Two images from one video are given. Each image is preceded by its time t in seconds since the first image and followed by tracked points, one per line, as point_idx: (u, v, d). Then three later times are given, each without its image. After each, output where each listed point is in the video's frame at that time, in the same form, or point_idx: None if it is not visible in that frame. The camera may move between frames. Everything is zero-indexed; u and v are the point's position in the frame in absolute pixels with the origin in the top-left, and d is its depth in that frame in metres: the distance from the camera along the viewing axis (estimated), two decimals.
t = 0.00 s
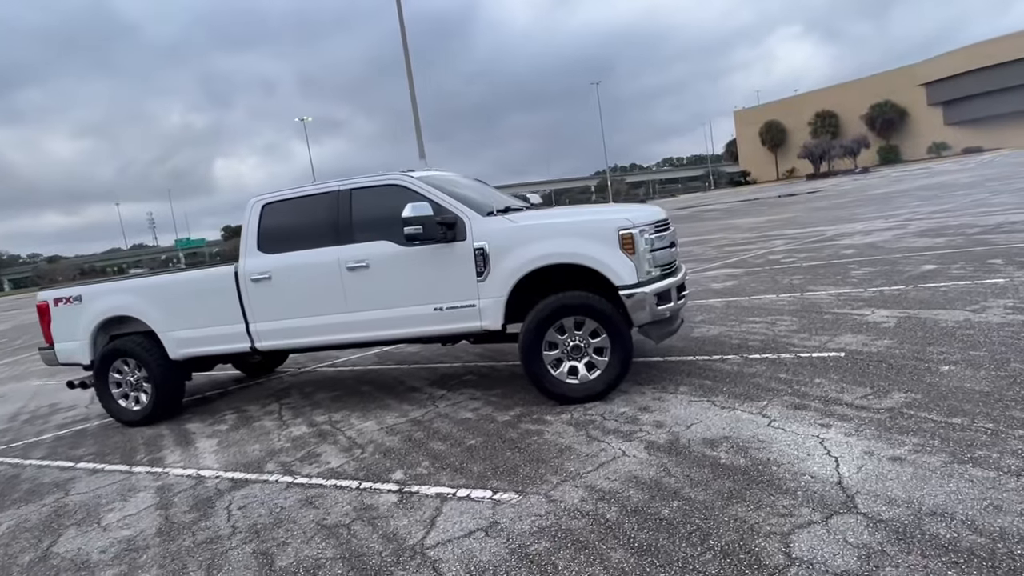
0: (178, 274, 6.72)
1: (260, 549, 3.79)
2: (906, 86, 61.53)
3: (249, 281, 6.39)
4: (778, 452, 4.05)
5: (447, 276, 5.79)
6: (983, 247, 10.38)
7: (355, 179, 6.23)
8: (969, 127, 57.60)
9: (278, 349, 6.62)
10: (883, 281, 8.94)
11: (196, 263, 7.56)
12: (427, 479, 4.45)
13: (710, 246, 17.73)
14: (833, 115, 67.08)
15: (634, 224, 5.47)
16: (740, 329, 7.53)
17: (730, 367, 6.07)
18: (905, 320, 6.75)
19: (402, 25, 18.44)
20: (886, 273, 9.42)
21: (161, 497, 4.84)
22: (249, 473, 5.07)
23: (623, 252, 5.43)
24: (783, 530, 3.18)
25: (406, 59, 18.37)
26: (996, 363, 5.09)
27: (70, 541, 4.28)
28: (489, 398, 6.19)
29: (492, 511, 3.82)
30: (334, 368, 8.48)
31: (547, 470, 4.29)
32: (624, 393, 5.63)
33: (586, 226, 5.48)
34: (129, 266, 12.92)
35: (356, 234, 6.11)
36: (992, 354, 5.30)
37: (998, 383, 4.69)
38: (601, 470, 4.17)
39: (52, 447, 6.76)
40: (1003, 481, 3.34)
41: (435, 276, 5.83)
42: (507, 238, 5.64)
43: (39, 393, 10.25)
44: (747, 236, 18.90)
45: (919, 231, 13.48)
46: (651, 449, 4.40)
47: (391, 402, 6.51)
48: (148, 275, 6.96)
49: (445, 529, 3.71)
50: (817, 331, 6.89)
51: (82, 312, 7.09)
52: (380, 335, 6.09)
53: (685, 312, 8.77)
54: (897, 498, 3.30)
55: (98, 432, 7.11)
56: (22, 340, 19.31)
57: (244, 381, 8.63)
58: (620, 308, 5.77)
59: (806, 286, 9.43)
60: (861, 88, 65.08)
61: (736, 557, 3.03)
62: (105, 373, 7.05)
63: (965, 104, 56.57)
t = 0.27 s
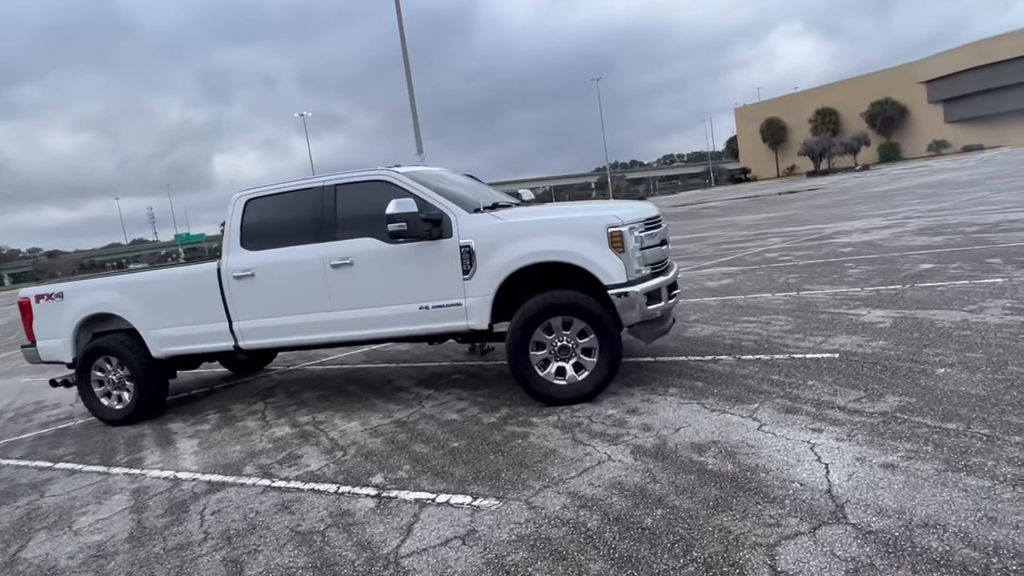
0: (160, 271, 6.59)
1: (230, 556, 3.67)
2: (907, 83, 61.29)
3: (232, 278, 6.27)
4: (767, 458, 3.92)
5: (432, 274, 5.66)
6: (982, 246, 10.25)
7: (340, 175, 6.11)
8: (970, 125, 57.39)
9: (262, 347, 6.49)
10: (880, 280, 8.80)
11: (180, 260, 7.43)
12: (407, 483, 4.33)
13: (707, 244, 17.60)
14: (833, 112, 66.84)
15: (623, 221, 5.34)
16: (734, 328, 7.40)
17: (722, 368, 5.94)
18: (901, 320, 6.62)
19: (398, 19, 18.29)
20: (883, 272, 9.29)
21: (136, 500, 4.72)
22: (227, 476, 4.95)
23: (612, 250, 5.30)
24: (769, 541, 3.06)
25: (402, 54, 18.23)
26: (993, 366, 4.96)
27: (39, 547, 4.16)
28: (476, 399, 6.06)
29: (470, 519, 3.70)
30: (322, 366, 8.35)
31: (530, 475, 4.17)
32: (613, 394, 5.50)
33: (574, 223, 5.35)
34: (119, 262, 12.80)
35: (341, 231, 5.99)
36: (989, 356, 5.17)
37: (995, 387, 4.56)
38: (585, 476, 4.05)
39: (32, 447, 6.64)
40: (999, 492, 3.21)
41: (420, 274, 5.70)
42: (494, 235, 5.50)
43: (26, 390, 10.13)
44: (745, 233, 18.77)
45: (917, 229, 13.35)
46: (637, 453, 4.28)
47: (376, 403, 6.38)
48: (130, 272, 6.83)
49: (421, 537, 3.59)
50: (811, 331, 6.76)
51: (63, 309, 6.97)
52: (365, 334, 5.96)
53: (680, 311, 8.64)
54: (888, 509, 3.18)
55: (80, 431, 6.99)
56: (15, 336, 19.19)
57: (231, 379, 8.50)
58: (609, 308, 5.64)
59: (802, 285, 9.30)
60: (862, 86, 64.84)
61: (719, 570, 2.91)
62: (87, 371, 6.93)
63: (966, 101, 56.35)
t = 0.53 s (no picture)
0: (136, 269, 6.46)
1: (189, 566, 3.55)
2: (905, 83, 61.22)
3: (208, 277, 6.14)
4: (744, 467, 3.82)
5: (410, 273, 5.54)
6: (974, 248, 10.16)
7: (318, 172, 5.98)
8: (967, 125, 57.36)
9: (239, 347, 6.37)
10: (870, 282, 8.70)
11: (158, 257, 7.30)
12: (377, 490, 4.22)
13: (701, 243, 17.50)
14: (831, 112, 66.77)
15: (605, 221, 5.22)
16: (721, 330, 7.29)
17: (706, 371, 5.83)
18: (889, 324, 6.52)
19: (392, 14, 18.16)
20: (874, 274, 9.19)
21: (100, 505, 4.59)
22: (196, 480, 4.82)
23: (593, 251, 5.18)
24: (740, 555, 2.96)
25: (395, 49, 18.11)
26: (979, 372, 4.86)
27: None
28: (456, 401, 5.95)
29: (437, 528, 3.59)
30: (304, 365, 8.22)
31: (502, 482, 4.05)
32: (593, 398, 5.39)
33: (555, 223, 5.23)
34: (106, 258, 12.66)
35: (318, 229, 5.86)
36: (977, 362, 5.07)
37: (981, 394, 4.46)
38: (558, 484, 3.94)
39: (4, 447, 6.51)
40: (979, 505, 3.11)
41: (398, 274, 5.57)
42: (473, 234, 5.38)
43: (6, 387, 9.99)
44: (739, 233, 18.68)
45: (911, 230, 13.26)
46: (614, 460, 4.17)
47: (355, 404, 6.26)
48: (106, 269, 6.70)
49: (386, 547, 3.48)
50: (798, 334, 6.66)
51: (38, 307, 6.83)
52: (342, 334, 5.84)
53: (668, 312, 8.53)
54: (865, 522, 3.08)
55: (55, 431, 6.86)
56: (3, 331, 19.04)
57: (212, 378, 8.38)
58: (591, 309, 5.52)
59: (792, 286, 9.20)
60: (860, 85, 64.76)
61: None
62: (62, 370, 6.80)
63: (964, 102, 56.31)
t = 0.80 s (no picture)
0: (110, 268, 6.34)
1: None
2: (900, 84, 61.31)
3: (182, 276, 6.03)
4: (718, 478, 3.73)
5: (386, 275, 5.44)
6: (963, 252, 10.11)
7: (294, 170, 5.88)
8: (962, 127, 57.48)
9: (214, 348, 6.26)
10: (858, 286, 8.64)
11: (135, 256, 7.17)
12: (345, 498, 4.12)
13: (692, 243, 17.44)
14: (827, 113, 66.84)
15: (584, 224, 5.13)
16: (706, 334, 7.21)
17: (687, 377, 5.75)
18: (874, 329, 6.45)
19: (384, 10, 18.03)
20: (862, 277, 9.12)
21: (62, 511, 4.48)
22: (163, 485, 4.71)
23: (572, 254, 5.09)
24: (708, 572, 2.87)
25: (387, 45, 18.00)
26: (961, 380, 4.79)
27: None
28: (434, 405, 5.85)
29: (402, 539, 3.49)
30: (284, 366, 8.11)
31: (472, 491, 3.96)
32: (571, 403, 5.30)
33: (533, 225, 5.13)
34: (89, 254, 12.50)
35: (294, 229, 5.75)
36: (959, 369, 5.00)
37: (962, 403, 4.39)
38: (529, 494, 3.84)
39: None
40: (954, 521, 3.03)
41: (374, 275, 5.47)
42: (450, 236, 5.27)
43: None
44: (731, 234, 18.62)
45: (901, 233, 13.21)
46: (587, 469, 4.08)
47: (331, 407, 6.16)
48: (79, 268, 6.57)
49: (348, 559, 3.38)
50: (782, 338, 6.58)
51: (10, 306, 6.70)
52: (318, 336, 5.73)
53: (653, 315, 8.45)
54: (836, 538, 3.00)
55: (27, 432, 6.73)
56: None
57: (191, 379, 8.25)
58: (570, 313, 5.43)
59: (779, 289, 9.13)
60: (855, 87, 64.84)
61: None
62: (34, 370, 6.67)
63: (958, 104, 56.43)
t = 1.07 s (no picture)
0: (84, 264, 6.19)
1: None
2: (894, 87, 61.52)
3: (158, 274, 5.89)
4: (698, 484, 3.64)
5: (365, 274, 5.32)
6: (952, 254, 10.07)
7: (273, 166, 5.76)
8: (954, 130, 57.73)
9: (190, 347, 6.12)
10: (847, 288, 8.57)
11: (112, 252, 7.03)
12: (316, 503, 4.01)
13: (684, 244, 17.39)
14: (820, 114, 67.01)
15: (567, 223, 5.03)
16: (693, 335, 7.12)
17: (672, 379, 5.66)
18: (862, 332, 6.37)
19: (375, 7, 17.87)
20: (851, 279, 9.06)
21: (25, 515, 4.34)
22: (131, 488, 4.58)
23: (554, 253, 4.98)
24: None
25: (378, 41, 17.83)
26: (948, 385, 4.72)
27: None
28: (414, 406, 5.74)
29: (371, 547, 3.38)
30: (266, 365, 7.97)
31: (446, 497, 3.86)
32: (553, 406, 5.20)
33: (515, 224, 5.03)
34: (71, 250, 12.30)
35: (272, 225, 5.63)
36: (946, 374, 4.92)
37: (948, 408, 4.31)
38: (504, 500, 3.74)
39: None
40: (936, 532, 2.95)
41: (353, 274, 5.35)
42: (430, 234, 5.16)
43: None
44: (722, 234, 18.57)
45: (892, 235, 13.18)
46: (565, 474, 3.98)
47: (310, 408, 6.04)
48: (53, 264, 6.43)
49: (314, 567, 3.27)
50: (770, 341, 6.49)
51: None
52: (296, 335, 5.61)
53: (641, 316, 8.36)
54: (816, 549, 2.91)
55: None
56: None
57: (170, 378, 8.11)
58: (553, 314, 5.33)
59: (768, 290, 9.06)
60: (849, 89, 65.02)
61: None
62: (7, 369, 6.51)
63: (951, 107, 56.68)
